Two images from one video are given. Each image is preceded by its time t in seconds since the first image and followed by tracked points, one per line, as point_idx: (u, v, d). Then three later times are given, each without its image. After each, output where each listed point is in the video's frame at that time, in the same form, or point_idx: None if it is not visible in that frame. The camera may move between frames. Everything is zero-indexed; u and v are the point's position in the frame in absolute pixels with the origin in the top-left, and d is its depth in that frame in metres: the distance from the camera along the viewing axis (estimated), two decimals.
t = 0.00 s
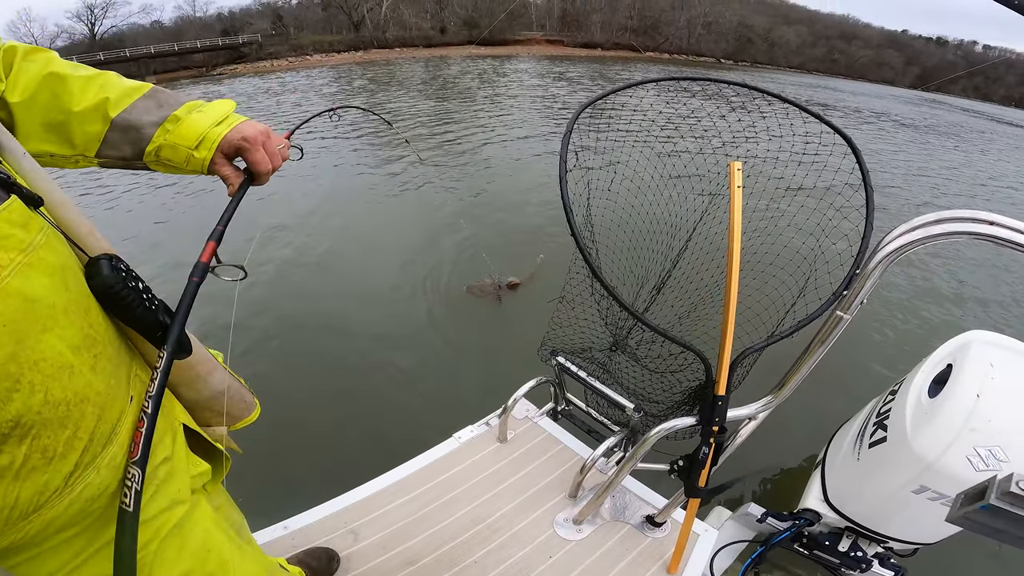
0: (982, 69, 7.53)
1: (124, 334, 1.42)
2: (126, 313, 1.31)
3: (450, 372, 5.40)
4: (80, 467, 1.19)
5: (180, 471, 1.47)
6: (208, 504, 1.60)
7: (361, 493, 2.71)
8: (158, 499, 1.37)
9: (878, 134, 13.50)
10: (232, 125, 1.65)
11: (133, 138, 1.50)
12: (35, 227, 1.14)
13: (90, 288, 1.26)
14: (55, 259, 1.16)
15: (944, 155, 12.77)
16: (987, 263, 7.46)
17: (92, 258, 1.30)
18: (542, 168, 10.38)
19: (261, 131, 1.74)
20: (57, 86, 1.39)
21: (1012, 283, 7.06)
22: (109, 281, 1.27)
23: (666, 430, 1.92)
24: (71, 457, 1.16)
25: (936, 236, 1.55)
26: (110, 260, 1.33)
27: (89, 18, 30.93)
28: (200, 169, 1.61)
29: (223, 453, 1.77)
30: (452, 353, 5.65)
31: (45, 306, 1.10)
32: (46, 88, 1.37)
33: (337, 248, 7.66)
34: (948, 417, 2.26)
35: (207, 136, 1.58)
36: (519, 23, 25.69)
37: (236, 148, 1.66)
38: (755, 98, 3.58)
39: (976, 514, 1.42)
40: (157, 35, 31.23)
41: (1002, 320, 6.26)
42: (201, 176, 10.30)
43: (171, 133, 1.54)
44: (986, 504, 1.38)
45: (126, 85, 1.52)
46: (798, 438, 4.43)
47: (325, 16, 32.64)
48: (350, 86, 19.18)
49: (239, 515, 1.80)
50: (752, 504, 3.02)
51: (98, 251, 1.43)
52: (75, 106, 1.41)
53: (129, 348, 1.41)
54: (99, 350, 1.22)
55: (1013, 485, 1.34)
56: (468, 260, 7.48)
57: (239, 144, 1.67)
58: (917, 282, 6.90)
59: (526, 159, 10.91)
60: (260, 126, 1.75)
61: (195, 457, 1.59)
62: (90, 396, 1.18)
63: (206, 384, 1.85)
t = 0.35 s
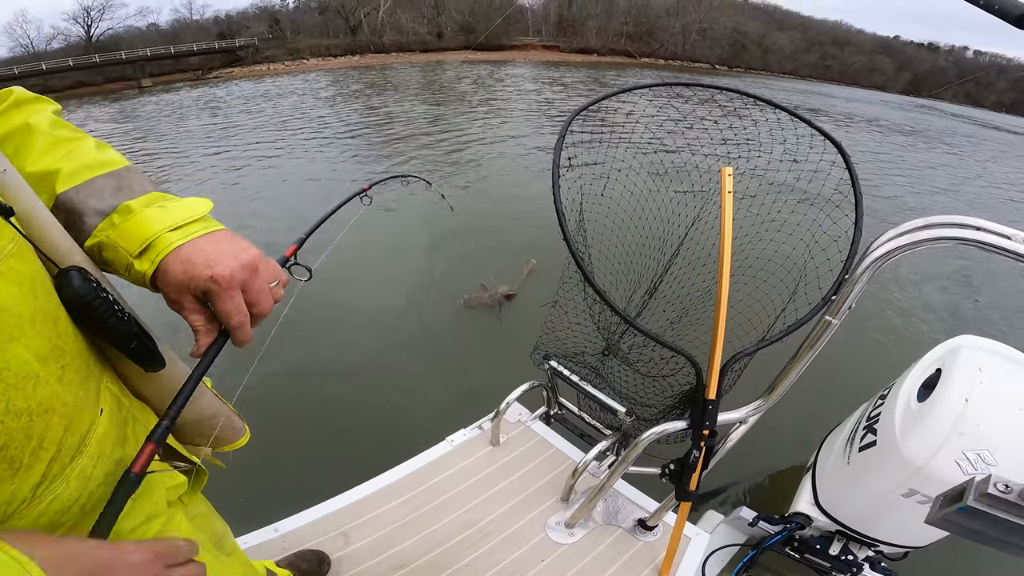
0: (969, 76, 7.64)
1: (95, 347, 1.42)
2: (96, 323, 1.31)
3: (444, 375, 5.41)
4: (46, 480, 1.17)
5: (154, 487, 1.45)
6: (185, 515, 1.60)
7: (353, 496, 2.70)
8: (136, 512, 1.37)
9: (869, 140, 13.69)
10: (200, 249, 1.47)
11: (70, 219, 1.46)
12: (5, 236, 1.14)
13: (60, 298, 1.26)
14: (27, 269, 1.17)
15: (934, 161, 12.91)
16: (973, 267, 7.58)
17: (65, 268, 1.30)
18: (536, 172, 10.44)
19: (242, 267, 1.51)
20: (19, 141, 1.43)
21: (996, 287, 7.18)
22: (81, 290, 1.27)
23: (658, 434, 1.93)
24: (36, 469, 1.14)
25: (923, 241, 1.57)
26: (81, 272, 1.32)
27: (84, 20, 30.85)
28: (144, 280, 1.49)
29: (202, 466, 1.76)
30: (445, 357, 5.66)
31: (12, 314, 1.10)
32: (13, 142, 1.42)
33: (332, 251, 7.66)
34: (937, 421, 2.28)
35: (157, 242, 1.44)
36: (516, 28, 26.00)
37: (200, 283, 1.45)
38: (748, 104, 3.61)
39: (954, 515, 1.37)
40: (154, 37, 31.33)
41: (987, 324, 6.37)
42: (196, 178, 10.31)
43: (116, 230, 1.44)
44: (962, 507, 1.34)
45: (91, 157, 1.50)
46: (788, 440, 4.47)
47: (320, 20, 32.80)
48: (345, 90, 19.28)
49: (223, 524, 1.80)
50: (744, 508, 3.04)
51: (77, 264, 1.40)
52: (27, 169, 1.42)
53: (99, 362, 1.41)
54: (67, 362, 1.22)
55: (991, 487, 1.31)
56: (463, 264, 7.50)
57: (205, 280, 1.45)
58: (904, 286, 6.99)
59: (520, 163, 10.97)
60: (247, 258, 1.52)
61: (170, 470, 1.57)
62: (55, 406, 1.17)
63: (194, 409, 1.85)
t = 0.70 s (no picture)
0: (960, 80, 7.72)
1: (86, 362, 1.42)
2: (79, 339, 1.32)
3: (437, 378, 5.41)
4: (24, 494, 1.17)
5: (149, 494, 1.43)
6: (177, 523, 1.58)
7: (347, 497, 2.70)
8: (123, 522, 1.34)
9: (861, 143, 13.79)
10: (176, 259, 1.34)
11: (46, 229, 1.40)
12: None
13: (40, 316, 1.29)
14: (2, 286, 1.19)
15: (926, 163, 13.01)
16: (964, 269, 7.64)
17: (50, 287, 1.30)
18: (531, 175, 10.48)
19: (223, 277, 1.34)
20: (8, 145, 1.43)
21: (987, 289, 7.23)
22: (62, 307, 1.28)
23: (649, 434, 1.94)
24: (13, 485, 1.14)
25: (907, 241, 1.59)
26: (68, 287, 1.32)
27: (79, 23, 30.81)
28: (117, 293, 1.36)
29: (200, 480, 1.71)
30: (438, 359, 5.68)
31: None
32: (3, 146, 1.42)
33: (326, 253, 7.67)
34: (926, 421, 2.30)
35: (127, 252, 1.34)
36: (511, 33, 26.12)
37: (173, 294, 1.29)
38: (739, 108, 3.65)
39: (925, 511, 1.37)
40: (150, 39, 31.42)
41: (979, 325, 6.41)
42: (191, 180, 10.31)
43: (89, 238, 1.37)
44: (934, 500, 1.33)
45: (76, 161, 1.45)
46: (781, 441, 4.49)
47: (318, 23, 33.01)
48: (341, 92, 19.32)
49: (218, 529, 1.81)
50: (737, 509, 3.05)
51: (67, 277, 1.35)
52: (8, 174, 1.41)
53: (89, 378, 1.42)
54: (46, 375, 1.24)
55: (959, 480, 1.31)
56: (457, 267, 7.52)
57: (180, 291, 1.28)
58: (896, 287, 7.04)
59: (514, 166, 11.01)
60: (231, 270, 1.37)
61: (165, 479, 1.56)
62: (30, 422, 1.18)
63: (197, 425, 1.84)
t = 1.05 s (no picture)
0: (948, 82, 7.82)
1: (86, 362, 1.40)
2: (85, 336, 1.31)
3: (431, 379, 5.43)
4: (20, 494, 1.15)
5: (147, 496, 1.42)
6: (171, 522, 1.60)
7: (341, 499, 2.71)
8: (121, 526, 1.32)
9: (852, 144, 13.91)
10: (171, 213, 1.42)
11: (57, 222, 1.44)
12: None
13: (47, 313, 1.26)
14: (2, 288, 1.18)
15: (916, 164, 13.14)
16: (953, 269, 7.72)
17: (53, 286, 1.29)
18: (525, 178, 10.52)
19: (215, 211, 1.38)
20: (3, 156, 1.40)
21: (976, 289, 7.31)
22: (70, 303, 1.27)
23: (638, 434, 1.97)
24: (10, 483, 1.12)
25: (887, 241, 1.62)
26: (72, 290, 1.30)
27: (71, 26, 30.72)
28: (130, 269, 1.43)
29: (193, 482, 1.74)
30: (432, 361, 5.70)
31: None
32: None
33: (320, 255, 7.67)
34: (913, 419, 2.32)
35: (131, 223, 1.40)
36: (505, 35, 26.26)
37: (167, 234, 1.36)
38: (727, 110, 3.69)
39: (884, 503, 1.38)
40: (143, 43, 31.39)
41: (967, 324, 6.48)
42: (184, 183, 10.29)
43: (98, 222, 1.43)
44: (892, 492, 1.35)
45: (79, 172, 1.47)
46: (772, 440, 4.53)
47: (312, 26, 33.07)
48: (335, 95, 19.36)
49: (214, 530, 1.83)
50: (729, 509, 3.07)
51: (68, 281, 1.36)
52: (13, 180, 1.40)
53: (88, 379, 1.40)
54: (47, 376, 1.25)
55: (917, 473, 1.33)
56: (451, 269, 7.54)
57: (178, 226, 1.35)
58: (886, 288, 7.10)
59: (508, 169, 11.06)
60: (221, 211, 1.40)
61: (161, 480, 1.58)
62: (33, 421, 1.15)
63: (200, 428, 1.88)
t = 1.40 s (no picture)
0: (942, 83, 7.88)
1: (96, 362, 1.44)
2: (95, 340, 1.34)
3: (428, 382, 5.43)
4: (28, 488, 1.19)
5: (151, 494, 1.47)
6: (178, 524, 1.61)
7: (342, 500, 2.72)
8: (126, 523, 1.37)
9: (847, 145, 14.00)
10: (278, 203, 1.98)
11: (178, 207, 1.75)
12: (6, 254, 1.17)
13: (60, 316, 1.28)
14: (18, 289, 1.18)
15: (910, 164, 13.22)
16: (949, 270, 7.76)
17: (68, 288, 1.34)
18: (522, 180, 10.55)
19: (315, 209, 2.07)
20: (109, 156, 1.61)
21: (972, 289, 7.34)
22: (82, 307, 1.31)
23: (637, 435, 1.98)
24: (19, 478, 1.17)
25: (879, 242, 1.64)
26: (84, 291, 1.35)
27: (67, 28, 30.65)
28: (236, 240, 1.87)
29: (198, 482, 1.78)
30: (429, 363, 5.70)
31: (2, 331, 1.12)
32: (99, 152, 1.59)
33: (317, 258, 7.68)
34: (908, 418, 2.35)
35: (247, 209, 1.87)
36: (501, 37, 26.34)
37: (285, 214, 1.97)
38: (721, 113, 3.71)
39: (876, 498, 1.40)
40: (139, 45, 31.38)
41: (963, 325, 6.51)
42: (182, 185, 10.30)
43: (214, 207, 1.80)
44: (883, 488, 1.36)
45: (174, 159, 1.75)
46: (770, 441, 4.55)
47: (308, 28, 33.10)
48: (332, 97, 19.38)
49: (218, 532, 1.83)
50: (727, 508, 3.09)
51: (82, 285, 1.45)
52: (127, 175, 1.64)
53: (99, 377, 1.44)
54: (60, 376, 1.25)
55: (906, 468, 1.35)
56: (448, 270, 7.55)
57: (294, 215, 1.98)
58: (882, 289, 7.12)
59: (505, 171, 11.09)
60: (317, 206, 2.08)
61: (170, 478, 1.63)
62: (41, 420, 1.19)
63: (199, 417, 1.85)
